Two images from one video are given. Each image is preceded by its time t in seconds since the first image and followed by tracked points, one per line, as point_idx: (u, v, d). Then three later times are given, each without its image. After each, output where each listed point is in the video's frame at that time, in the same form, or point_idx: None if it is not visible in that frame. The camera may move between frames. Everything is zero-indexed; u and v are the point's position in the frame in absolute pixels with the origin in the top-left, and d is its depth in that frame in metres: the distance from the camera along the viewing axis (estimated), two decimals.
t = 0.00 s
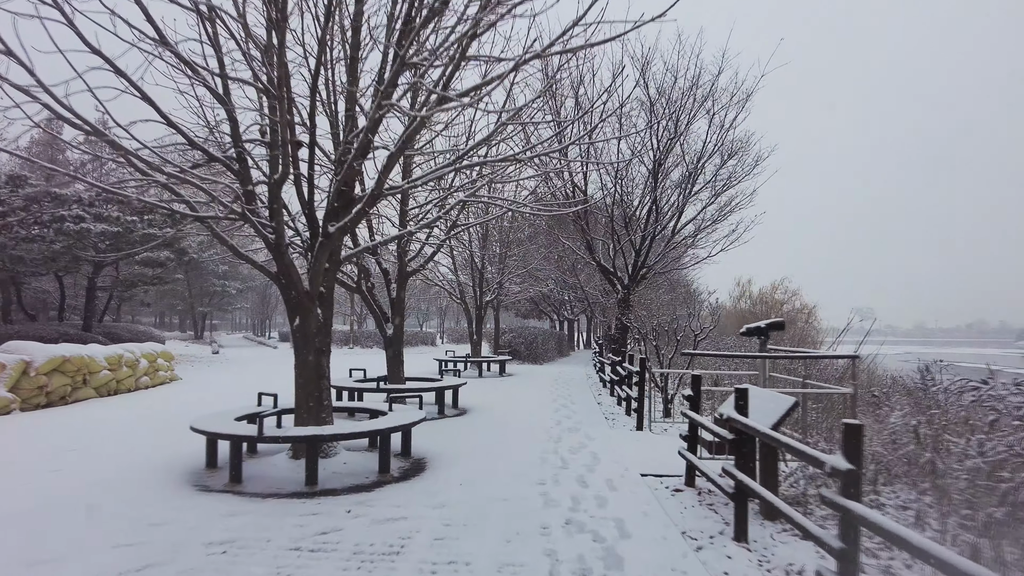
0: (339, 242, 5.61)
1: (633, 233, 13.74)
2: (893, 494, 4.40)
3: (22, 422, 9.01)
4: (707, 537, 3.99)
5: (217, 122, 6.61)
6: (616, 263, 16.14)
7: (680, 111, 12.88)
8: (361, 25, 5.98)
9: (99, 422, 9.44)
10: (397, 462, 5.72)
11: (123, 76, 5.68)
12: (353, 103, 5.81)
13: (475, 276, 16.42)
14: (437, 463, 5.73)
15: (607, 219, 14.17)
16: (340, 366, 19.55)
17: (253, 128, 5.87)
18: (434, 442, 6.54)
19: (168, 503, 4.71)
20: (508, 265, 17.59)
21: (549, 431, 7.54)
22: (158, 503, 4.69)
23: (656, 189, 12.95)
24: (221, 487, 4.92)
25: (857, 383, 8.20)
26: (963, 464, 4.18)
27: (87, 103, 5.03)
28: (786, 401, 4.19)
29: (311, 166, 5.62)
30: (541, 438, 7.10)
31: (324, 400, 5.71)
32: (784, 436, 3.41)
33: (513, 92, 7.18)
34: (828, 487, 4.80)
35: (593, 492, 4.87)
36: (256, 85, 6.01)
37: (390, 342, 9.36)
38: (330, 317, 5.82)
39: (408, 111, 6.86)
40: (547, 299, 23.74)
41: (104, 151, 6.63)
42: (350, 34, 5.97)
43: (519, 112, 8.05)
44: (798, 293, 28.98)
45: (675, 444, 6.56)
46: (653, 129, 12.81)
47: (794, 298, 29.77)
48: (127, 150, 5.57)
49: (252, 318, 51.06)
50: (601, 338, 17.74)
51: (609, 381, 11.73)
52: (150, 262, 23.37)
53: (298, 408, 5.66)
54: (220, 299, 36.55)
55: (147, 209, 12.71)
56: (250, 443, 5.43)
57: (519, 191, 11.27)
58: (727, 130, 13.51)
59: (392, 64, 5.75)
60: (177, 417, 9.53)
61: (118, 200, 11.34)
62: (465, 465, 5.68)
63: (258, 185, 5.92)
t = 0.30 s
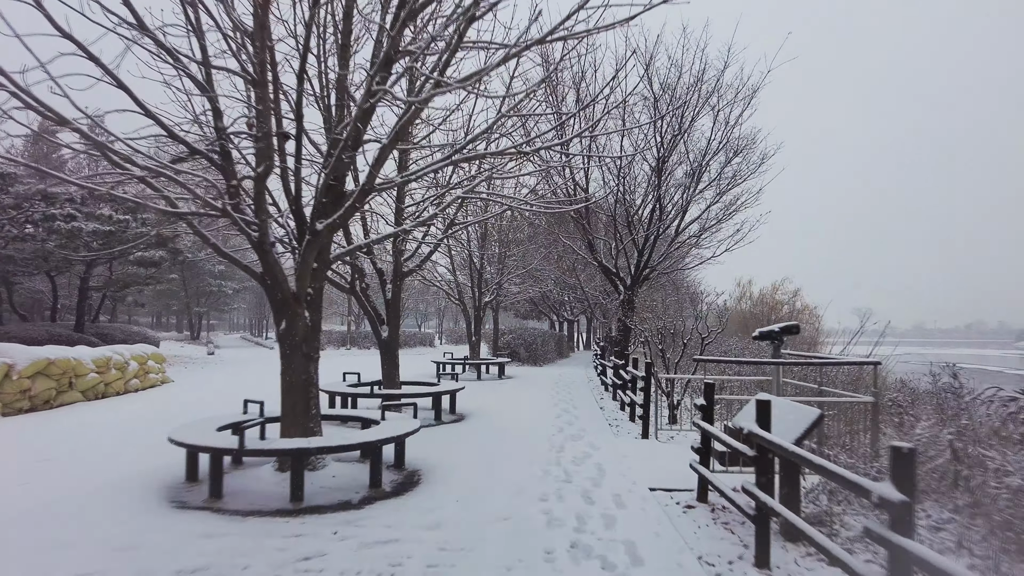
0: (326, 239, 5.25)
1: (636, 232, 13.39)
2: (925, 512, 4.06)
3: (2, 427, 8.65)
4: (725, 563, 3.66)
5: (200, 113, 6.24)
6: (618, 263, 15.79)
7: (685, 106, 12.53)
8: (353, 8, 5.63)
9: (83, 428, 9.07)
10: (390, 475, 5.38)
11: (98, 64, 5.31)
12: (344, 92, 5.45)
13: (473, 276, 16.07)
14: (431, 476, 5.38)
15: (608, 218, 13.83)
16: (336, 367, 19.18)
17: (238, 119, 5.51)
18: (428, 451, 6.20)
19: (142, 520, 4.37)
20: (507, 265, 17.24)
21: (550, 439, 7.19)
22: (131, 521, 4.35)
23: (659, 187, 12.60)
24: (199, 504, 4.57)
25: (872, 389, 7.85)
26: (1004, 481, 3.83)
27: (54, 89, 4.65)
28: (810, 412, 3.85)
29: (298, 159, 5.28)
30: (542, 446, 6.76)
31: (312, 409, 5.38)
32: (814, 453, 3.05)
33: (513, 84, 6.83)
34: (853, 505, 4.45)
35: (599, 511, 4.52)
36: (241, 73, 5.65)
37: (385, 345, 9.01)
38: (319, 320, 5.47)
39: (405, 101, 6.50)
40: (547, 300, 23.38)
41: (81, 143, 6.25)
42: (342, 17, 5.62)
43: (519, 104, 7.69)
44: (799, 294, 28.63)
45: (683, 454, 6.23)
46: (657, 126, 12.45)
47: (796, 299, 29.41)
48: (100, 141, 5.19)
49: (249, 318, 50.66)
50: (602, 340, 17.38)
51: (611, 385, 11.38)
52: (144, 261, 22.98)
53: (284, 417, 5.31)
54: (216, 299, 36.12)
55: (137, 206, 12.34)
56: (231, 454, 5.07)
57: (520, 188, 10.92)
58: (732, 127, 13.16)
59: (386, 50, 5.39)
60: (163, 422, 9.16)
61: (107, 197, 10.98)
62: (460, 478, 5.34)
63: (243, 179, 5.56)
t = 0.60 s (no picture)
0: (308, 229, 4.90)
1: (636, 228, 13.05)
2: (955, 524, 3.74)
3: None
4: None
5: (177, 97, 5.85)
6: (618, 259, 15.45)
7: (685, 98, 12.20)
8: None
9: (61, 432, 8.70)
10: (375, 481, 5.04)
11: (61, 41, 4.92)
12: (327, 73, 5.09)
13: (469, 274, 15.72)
14: (421, 482, 5.05)
15: (607, 214, 13.50)
16: (329, 367, 18.82)
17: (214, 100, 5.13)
18: (419, 455, 5.86)
19: (105, 532, 4.02)
20: (504, 262, 16.88)
21: (548, 441, 6.86)
22: (94, 533, 4.00)
23: (659, 181, 12.26)
24: (168, 513, 4.23)
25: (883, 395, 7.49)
26: None
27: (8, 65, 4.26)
28: (833, 414, 3.52)
29: (276, 142, 4.94)
30: (539, 449, 6.42)
31: (292, 411, 5.04)
32: (846, 464, 2.68)
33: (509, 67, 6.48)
34: (873, 515, 4.12)
35: (601, 522, 4.19)
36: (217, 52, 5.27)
37: (376, 343, 8.66)
38: (300, 315, 5.13)
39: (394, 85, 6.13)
40: (544, 298, 23.03)
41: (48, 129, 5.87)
42: None
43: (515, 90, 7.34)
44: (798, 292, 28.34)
45: (688, 457, 5.90)
46: (657, 118, 12.11)
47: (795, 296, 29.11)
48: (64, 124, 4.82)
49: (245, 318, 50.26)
50: (601, 338, 17.07)
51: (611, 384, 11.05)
52: (135, 260, 22.59)
53: (263, 419, 4.97)
54: (210, 298, 35.71)
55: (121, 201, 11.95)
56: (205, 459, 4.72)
57: (516, 182, 10.57)
58: (734, 119, 12.83)
59: (371, 27, 5.03)
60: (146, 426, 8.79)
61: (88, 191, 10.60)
62: (452, 484, 5.01)
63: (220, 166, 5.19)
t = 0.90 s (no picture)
0: (288, 225, 4.53)
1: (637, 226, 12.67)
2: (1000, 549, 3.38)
3: None
4: None
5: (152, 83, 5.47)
6: (618, 259, 15.10)
7: (688, 92, 11.82)
8: None
9: (39, 439, 8.31)
10: (363, 497, 4.68)
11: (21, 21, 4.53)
12: (310, 57, 4.71)
13: (467, 273, 15.34)
14: (412, 498, 4.69)
15: (608, 212, 13.10)
16: (324, 369, 18.44)
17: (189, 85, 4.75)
18: (410, 466, 5.50)
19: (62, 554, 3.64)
20: (502, 262, 16.50)
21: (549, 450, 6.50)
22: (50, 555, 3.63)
23: (661, 178, 11.89)
24: (135, 533, 3.86)
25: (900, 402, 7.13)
26: None
27: None
28: (864, 428, 3.16)
29: (254, 131, 4.57)
30: (538, 458, 6.06)
31: (273, 420, 4.69)
32: (896, 491, 2.26)
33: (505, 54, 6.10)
34: (905, 536, 3.76)
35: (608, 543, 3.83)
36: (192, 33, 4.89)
37: (368, 346, 8.29)
38: (281, 318, 4.78)
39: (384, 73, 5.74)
40: (543, 298, 22.65)
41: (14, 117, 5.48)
42: None
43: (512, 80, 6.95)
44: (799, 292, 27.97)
45: (697, 468, 5.55)
46: (659, 113, 11.74)
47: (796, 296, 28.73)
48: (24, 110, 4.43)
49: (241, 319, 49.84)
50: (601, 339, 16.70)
51: (612, 387, 10.68)
52: (126, 260, 22.18)
53: (241, 430, 4.61)
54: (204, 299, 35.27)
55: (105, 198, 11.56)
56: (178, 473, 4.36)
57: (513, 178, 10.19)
58: (737, 115, 12.46)
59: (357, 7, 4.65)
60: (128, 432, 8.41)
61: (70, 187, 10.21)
62: (445, 499, 4.65)
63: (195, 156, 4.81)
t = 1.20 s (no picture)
0: (271, 213, 4.17)
1: (642, 221, 12.29)
2: None
3: None
4: None
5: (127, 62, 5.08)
6: (623, 256, 14.71)
7: (695, 83, 11.45)
8: None
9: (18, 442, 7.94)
10: (354, 509, 4.33)
11: None
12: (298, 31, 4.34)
13: (467, 271, 14.96)
14: (406, 511, 4.32)
15: (612, 207, 12.72)
16: (321, 369, 18.06)
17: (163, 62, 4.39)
18: (405, 474, 5.14)
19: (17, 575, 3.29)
20: (503, 259, 16.12)
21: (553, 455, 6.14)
22: None
23: (668, 172, 11.52)
24: (100, 552, 3.50)
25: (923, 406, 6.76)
26: None
27: None
28: (916, 436, 2.79)
29: (236, 112, 4.22)
30: (542, 463, 5.69)
31: (257, 426, 4.33)
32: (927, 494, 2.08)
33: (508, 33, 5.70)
34: (950, 556, 3.40)
35: (623, 564, 3.47)
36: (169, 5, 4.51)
37: (363, 344, 7.91)
38: (265, 315, 4.42)
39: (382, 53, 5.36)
40: (544, 296, 22.29)
41: None
42: None
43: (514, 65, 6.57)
44: (803, 290, 27.59)
45: (714, 475, 5.18)
46: (665, 104, 11.36)
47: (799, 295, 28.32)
48: None
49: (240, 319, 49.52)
50: (604, 339, 16.33)
51: (618, 388, 10.30)
52: (120, 258, 21.77)
53: (223, 436, 4.25)
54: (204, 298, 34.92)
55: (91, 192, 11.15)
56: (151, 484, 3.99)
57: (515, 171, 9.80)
58: (746, 107, 12.08)
59: None
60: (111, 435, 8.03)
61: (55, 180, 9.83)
62: (442, 513, 4.29)
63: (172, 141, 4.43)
